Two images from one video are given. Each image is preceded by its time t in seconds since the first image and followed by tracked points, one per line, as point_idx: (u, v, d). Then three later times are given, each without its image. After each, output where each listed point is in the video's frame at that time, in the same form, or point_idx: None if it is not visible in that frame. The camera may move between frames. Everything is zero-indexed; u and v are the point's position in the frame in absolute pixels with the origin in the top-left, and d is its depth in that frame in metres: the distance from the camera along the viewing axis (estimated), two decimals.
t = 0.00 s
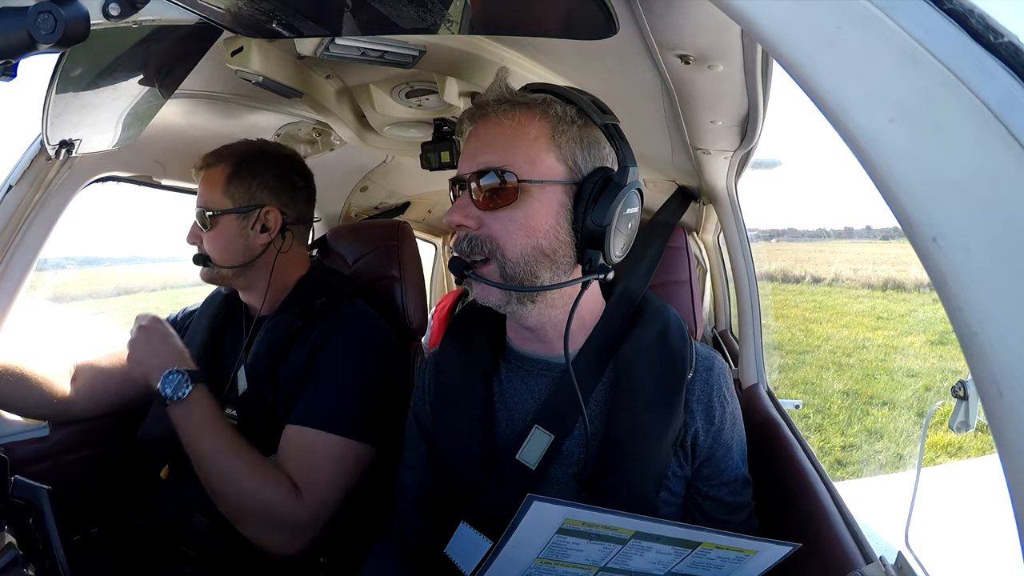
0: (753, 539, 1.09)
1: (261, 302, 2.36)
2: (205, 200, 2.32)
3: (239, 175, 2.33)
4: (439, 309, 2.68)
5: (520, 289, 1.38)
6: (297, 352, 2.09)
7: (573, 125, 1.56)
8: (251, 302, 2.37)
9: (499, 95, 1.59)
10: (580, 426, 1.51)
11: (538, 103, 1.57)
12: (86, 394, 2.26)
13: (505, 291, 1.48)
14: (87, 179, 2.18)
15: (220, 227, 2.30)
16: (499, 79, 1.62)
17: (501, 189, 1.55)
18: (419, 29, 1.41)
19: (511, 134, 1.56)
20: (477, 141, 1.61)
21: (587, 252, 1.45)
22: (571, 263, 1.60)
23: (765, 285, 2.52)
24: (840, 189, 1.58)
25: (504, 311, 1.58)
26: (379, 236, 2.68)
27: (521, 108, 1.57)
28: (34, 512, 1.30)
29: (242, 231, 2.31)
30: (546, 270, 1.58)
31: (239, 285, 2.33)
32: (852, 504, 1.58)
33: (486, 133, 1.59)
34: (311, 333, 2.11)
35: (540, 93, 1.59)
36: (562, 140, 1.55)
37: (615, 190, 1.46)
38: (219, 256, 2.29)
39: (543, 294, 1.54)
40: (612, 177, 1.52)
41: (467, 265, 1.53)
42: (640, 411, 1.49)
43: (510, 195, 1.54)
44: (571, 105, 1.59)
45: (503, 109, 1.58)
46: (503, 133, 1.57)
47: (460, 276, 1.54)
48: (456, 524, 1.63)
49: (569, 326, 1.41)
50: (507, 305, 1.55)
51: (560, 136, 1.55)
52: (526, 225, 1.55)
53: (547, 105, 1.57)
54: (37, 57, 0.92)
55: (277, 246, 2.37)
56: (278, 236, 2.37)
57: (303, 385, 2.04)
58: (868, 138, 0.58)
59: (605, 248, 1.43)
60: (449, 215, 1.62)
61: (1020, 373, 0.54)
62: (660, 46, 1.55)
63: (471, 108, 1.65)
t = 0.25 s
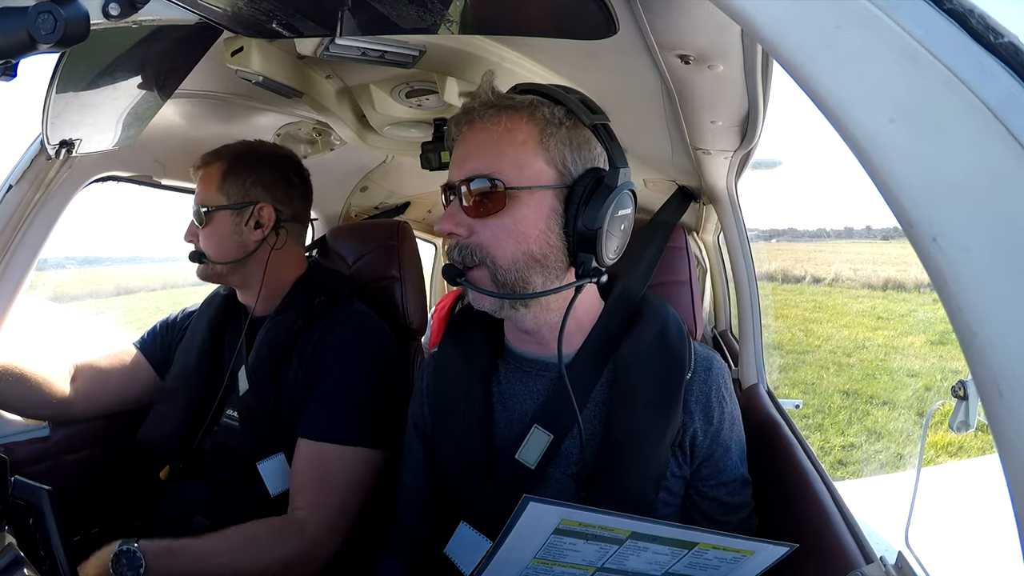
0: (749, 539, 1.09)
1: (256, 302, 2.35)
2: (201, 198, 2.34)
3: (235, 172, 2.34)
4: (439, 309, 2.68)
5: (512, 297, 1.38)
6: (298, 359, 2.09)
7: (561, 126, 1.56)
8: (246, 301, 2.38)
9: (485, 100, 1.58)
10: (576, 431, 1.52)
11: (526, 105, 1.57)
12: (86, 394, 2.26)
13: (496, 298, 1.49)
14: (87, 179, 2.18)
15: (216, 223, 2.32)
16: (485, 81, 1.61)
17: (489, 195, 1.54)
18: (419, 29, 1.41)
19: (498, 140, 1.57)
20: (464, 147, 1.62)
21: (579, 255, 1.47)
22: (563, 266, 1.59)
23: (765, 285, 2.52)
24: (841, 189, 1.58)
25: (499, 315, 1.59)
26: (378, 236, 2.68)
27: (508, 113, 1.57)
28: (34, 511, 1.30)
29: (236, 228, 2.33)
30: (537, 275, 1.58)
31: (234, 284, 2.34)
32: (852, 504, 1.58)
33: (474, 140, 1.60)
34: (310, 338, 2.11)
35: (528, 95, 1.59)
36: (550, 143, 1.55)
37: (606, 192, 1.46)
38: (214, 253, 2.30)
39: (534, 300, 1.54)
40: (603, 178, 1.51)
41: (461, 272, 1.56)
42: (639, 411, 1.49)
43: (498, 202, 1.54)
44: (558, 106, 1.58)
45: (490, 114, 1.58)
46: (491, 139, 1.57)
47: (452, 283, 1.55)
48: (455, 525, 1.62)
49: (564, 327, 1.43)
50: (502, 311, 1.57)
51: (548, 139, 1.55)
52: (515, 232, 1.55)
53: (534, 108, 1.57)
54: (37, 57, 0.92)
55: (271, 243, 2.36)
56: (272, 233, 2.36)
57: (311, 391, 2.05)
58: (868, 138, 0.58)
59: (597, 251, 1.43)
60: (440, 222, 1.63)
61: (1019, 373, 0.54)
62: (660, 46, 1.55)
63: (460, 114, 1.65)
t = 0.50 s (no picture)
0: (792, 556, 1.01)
1: (256, 300, 2.35)
2: (206, 193, 2.35)
3: (242, 169, 2.36)
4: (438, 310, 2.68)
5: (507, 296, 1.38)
6: (300, 358, 2.10)
7: (561, 126, 1.57)
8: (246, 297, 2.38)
9: (485, 100, 1.59)
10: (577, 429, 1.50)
11: (525, 105, 1.57)
12: (86, 394, 2.26)
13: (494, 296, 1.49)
14: (87, 179, 2.18)
15: (220, 219, 2.32)
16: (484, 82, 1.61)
17: (489, 194, 1.55)
18: (419, 29, 1.42)
19: (498, 139, 1.57)
20: (464, 146, 1.61)
21: (579, 255, 1.47)
22: (563, 266, 1.59)
23: (765, 285, 2.52)
24: (840, 189, 1.58)
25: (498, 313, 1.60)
26: (378, 236, 2.68)
27: (508, 112, 1.57)
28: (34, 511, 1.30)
29: (241, 224, 2.33)
30: (537, 275, 1.58)
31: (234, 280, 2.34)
32: (851, 505, 1.58)
33: (473, 139, 1.59)
34: (313, 336, 2.12)
35: (528, 95, 1.59)
36: (550, 143, 1.55)
37: (606, 193, 1.47)
38: (217, 248, 2.31)
39: (531, 299, 1.54)
40: (603, 179, 1.51)
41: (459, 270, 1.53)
42: (639, 412, 1.49)
43: (499, 201, 1.55)
44: (559, 105, 1.58)
45: (490, 114, 1.58)
46: (490, 139, 1.57)
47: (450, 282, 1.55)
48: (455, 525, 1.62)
49: (563, 326, 1.41)
50: (501, 308, 1.56)
51: (548, 139, 1.55)
52: (515, 231, 1.55)
53: (533, 107, 1.57)
54: (37, 57, 0.92)
55: (274, 240, 2.36)
56: (276, 230, 2.37)
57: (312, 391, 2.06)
58: (868, 138, 0.58)
59: (597, 250, 1.43)
60: (439, 222, 1.63)
61: (1020, 374, 0.54)
62: (660, 46, 1.55)
63: (459, 114, 1.65)
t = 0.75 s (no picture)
0: (759, 553, 1.09)
1: (257, 300, 2.35)
2: (209, 190, 2.35)
3: (245, 168, 2.36)
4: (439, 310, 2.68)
5: (506, 301, 1.37)
6: (301, 359, 2.11)
7: (561, 129, 1.57)
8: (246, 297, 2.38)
9: (484, 104, 1.59)
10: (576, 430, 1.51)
11: (525, 109, 1.57)
12: (86, 394, 2.26)
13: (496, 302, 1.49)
14: (87, 179, 2.18)
15: (222, 217, 2.32)
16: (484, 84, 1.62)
17: (489, 199, 1.55)
18: (419, 29, 1.41)
19: (497, 144, 1.57)
20: (463, 151, 1.61)
21: (579, 259, 1.47)
22: (563, 270, 1.59)
23: (765, 285, 2.52)
24: (840, 189, 1.58)
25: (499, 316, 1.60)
26: (378, 236, 2.68)
27: (507, 117, 1.58)
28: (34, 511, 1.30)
29: (242, 223, 2.33)
30: (537, 280, 1.58)
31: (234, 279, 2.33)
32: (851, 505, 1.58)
33: (472, 144, 1.59)
34: (312, 338, 2.12)
35: (526, 96, 1.59)
36: (550, 147, 1.55)
37: (606, 198, 1.46)
38: (218, 247, 2.31)
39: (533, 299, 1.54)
40: (603, 183, 1.52)
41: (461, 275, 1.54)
42: (639, 412, 1.49)
43: (498, 206, 1.55)
44: (558, 107, 1.58)
45: (488, 118, 1.59)
46: (489, 143, 1.57)
47: (450, 287, 1.55)
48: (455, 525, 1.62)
49: (562, 329, 1.41)
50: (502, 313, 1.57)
51: (548, 143, 1.55)
52: (515, 237, 1.55)
53: (533, 110, 1.57)
54: (37, 57, 0.92)
55: (275, 241, 2.36)
56: (277, 231, 2.37)
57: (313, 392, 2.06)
58: (868, 138, 0.58)
59: (597, 255, 1.43)
60: (439, 227, 1.63)
61: (1020, 374, 0.54)
62: (660, 46, 1.55)
63: (458, 117, 1.65)
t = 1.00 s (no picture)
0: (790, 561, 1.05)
1: (257, 300, 2.35)
2: (208, 191, 2.35)
3: (245, 168, 2.36)
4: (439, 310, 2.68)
5: (512, 294, 1.37)
6: (300, 358, 2.11)
7: (569, 126, 1.57)
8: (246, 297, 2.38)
9: (494, 97, 1.59)
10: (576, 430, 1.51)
11: (534, 105, 1.57)
12: (85, 394, 2.26)
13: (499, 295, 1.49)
14: (87, 179, 2.18)
15: (221, 217, 2.32)
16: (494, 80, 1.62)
17: (496, 192, 1.55)
18: (419, 29, 1.42)
19: (506, 138, 1.57)
20: (471, 144, 1.61)
21: (584, 255, 1.45)
22: (568, 266, 1.59)
23: (765, 285, 2.52)
24: (840, 189, 1.58)
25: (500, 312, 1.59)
26: (378, 236, 2.68)
27: (516, 111, 1.57)
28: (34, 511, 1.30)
29: (242, 223, 2.33)
30: (542, 274, 1.58)
31: (234, 279, 2.33)
32: (852, 505, 1.59)
33: (480, 137, 1.59)
34: (312, 337, 2.12)
35: (535, 94, 1.59)
36: (557, 143, 1.55)
37: (612, 194, 1.46)
38: (217, 247, 2.31)
39: (534, 299, 1.54)
40: (608, 180, 1.52)
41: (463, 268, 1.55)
42: (639, 412, 1.49)
43: (506, 199, 1.55)
44: (567, 106, 1.59)
45: (498, 111, 1.58)
46: (498, 136, 1.57)
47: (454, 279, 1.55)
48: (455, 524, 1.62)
49: (564, 327, 1.40)
50: (504, 307, 1.56)
51: (556, 139, 1.55)
52: (522, 230, 1.55)
53: (542, 107, 1.57)
54: (36, 57, 0.92)
55: (275, 241, 2.36)
56: (277, 231, 2.37)
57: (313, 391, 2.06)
58: (868, 138, 0.58)
59: (601, 252, 1.43)
60: (444, 218, 1.62)
61: (1020, 374, 0.54)
62: (660, 46, 1.55)
63: (466, 110, 1.65)
